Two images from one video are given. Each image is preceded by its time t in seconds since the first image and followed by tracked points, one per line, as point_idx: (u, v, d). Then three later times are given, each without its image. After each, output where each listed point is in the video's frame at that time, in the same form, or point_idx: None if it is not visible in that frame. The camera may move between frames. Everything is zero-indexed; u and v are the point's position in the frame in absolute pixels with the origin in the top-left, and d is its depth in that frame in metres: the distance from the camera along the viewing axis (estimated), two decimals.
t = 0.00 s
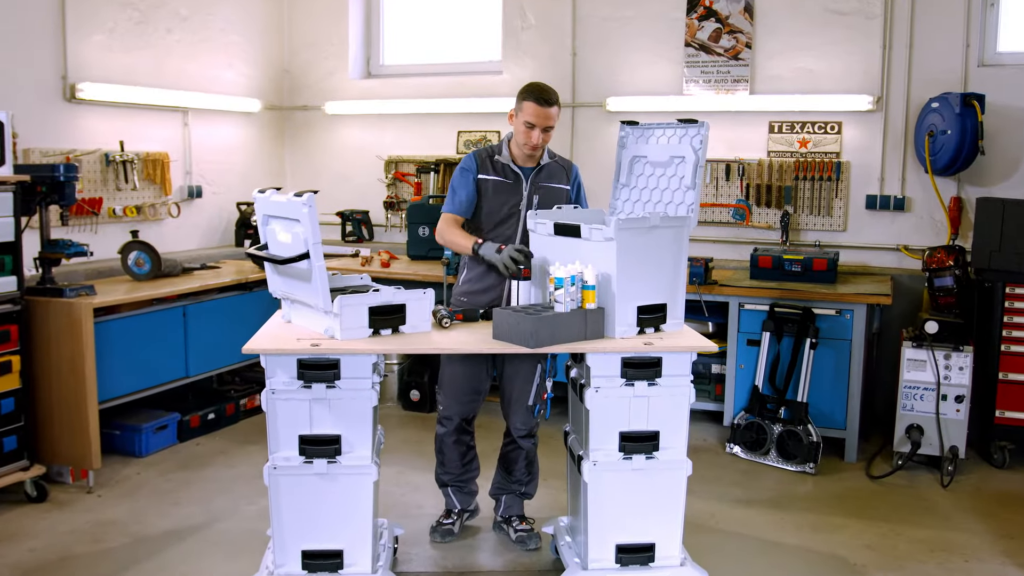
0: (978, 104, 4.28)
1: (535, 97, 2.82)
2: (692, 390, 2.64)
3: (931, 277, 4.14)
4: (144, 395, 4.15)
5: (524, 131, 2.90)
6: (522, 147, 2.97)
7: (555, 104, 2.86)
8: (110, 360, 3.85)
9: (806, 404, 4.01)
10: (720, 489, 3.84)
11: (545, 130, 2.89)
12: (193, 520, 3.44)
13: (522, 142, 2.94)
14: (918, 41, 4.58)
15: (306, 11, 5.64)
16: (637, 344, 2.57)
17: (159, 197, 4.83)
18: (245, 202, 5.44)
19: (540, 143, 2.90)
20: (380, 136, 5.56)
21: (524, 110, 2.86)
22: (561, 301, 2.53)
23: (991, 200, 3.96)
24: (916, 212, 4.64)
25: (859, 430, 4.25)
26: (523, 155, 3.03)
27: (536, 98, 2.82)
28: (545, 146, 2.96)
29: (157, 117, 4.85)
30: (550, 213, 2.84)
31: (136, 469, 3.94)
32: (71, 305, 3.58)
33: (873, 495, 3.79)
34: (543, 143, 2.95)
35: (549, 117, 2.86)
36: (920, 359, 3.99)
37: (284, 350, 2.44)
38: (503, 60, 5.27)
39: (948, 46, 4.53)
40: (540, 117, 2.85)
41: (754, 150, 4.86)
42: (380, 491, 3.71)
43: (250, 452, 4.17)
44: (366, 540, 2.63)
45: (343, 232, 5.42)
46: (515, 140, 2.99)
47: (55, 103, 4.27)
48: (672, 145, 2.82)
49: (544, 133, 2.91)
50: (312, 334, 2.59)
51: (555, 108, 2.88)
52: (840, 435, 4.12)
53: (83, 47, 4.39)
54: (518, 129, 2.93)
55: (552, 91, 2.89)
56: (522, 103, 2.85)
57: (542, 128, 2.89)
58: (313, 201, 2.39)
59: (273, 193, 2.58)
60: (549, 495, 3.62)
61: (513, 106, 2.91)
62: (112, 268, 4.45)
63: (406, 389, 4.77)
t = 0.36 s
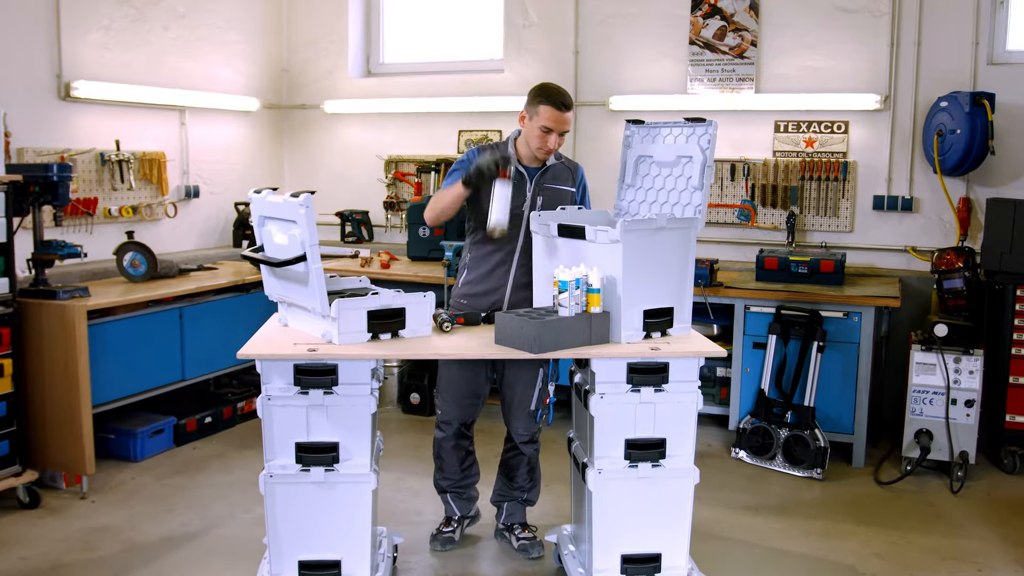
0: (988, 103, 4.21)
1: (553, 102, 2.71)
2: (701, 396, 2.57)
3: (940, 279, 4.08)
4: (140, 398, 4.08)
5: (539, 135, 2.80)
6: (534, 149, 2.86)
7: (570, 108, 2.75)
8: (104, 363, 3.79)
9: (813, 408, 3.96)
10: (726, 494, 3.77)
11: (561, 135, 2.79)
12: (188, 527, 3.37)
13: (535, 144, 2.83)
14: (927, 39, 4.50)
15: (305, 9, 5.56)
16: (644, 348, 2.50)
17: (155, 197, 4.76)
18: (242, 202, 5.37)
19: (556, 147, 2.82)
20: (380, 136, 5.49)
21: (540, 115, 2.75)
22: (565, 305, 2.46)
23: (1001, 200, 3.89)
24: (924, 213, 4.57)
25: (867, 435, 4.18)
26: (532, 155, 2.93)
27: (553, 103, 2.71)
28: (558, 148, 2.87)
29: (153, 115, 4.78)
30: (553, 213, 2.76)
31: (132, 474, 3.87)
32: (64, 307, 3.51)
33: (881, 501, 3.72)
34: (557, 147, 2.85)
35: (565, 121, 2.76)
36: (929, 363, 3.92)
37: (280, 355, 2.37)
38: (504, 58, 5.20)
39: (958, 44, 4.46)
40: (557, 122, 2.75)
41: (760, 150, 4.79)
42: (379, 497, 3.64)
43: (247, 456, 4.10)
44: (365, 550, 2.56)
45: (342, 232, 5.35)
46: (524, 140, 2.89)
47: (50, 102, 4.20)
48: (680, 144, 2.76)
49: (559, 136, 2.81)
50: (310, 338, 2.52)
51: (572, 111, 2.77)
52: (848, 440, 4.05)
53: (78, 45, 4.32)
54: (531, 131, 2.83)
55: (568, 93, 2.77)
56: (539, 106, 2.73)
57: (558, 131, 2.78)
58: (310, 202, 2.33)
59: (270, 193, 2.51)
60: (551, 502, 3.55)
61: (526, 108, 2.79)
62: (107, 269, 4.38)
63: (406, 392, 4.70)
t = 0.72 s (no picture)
0: (998, 102, 4.13)
1: (570, 103, 2.72)
2: (709, 403, 2.50)
3: (950, 281, 4.00)
4: (135, 402, 4.01)
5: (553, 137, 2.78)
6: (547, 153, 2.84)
7: (584, 110, 2.77)
8: (98, 367, 3.71)
9: (821, 413, 3.88)
10: (732, 501, 3.69)
11: (575, 138, 2.79)
12: (183, 535, 3.30)
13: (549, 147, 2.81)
14: (935, 36, 4.42)
15: (303, 6, 5.49)
16: (650, 353, 2.41)
17: (151, 197, 4.68)
18: (240, 202, 5.30)
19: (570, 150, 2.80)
20: (380, 135, 5.42)
21: (555, 117, 2.74)
22: (570, 309, 2.37)
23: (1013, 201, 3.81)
24: (933, 213, 4.50)
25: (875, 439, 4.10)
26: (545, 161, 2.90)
27: (569, 103, 2.72)
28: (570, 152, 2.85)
29: (149, 114, 4.70)
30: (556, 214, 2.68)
31: (126, 479, 3.80)
32: (56, 309, 3.44)
33: (891, 507, 3.64)
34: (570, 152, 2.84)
35: (579, 123, 2.76)
36: (939, 367, 3.85)
37: (275, 360, 2.29)
38: (506, 56, 5.12)
39: (967, 42, 4.38)
40: (572, 124, 2.75)
41: (765, 150, 4.71)
42: (378, 504, 3.57)
43: (244, 461, 4.02)
44: (362, 561, 2.48)
45: (341, 233, 5.28)
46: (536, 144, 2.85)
47: (44, 101, 4.13)
48: (687, 144, 2.69)
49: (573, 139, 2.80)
50: (306, 343, 2.44)
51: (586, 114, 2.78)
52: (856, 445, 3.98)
53: (72, 43, 4.24)
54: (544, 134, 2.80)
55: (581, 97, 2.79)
56: (556, 108, 2.73)
57: (572, 133, 2.78)
58: (306, 203, 2.25)
59: (265, 193, 2.44)
60: (554, 509, 3.47)
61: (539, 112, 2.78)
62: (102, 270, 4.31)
63: (406, 395, 4.62)
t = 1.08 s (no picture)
0: None
1: (522, 76, 2.57)
2: (740, 431, 2.24)
3: (985, 289, 3.73)
4: (115, 419, 3.76)
5: (523, 118, 2.58)
6: (522, 137, 2.63)
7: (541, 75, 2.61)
8: (72, 383, 3.45)
9: (848, 431, 3.61)
10: (754, 525, 3.44)
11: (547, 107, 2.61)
12: (161, 566, 3.04)
13: (524, 132, 2.61)
14: (966, 28, 4.16)
15: None
16: (675, 376, 2.15)
17: (135, 199, 4.43)
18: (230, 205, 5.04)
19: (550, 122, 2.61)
20: (377, 134, 5.16)
21: (520, 93, 2.56)
22: (586, 327, 2.11)
23: None
24: (963, 216, 4.23)
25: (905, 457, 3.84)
26: (523, 149, 2.68)
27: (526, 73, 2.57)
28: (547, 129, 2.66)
29: (132, 112, 4.44)
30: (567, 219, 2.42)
31: (104, 502, 3.55)
32: (25, 322, 3.18)
33: (925, 533, 3.39)
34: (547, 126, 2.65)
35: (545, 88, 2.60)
36: (974, 381, 3.59)
37: (254, 386, 2.03)
38: (509, 50, 4.86)
39: (1001, 34, 4.12)
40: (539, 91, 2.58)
41: (784, 148, 4.45)
42: (374, 530, 3.31)
43: (231, 482, 3.77)
44: None
45: (336, 237, 5.04)
46: (510, 135, 2.64)
47: (17, 97, 3.87)
48: (712, 142, 2.42)
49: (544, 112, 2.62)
50: (290, 365, 2.18)
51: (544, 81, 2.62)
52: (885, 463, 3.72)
53: (48, 36, 3.98)
54: (514, 122, 2.60)
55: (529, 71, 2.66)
56: (512, 86, 2.57)
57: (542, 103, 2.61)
58: (289, 208, 2.00)
59: (244, 198, 2.18)
60: (564, 537, 3.22)
61: (498, 100, 2.60)
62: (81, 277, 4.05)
63: (405, 409, 4.36)
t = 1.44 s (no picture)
0: None
1: (410, 68, 1.95)
2: (836, 523, 1.68)
3: None
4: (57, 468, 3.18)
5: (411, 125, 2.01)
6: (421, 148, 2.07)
7: (436, 72, 1.96)
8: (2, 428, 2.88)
9: (919, 481, 3.05)
10: None
11: (439, 114, 1.99)
12: None
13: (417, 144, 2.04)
14: None
15: None
16: (757, 455, 1.60)
17: (90, 207, 3.82)
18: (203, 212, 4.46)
19: (437, 134, 2.00)
20: (368, 133, 4.60)
21: (402, 94, 1.97)
22: (637, 391, 1.57)
23: None
24: None
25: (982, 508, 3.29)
26: (435, 158, 2.12)
27: (412, 68, 1.95)
28: (455, 136, 2.06)
29: (89, 106, 3.81)
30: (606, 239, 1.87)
31: (40, 571, 2.96)
32: None
33: None
34: (446, 134, 2.03)
35: (436, 90, 1.96)
36: None
37: (183, 476, 1.48)
38: (516, 38, 4.30)
39: None
40: (426, 95, 1.95)
41: (832, 148, 3.88)
42: None
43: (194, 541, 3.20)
44: None
45: (323, 248, 4.45)
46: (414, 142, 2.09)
47: None
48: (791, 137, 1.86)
49: (446, 116, 2.00)
50: (238, 439, 1.65)
51: (447, 73, 1.98)
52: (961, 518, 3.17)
53: None
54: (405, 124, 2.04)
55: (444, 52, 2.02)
56: (397, 81, 1.97)
57: (435, 109, 1.98)
58: (226, 230, 1.48)
59: (174, 213, 1.65)
60: None
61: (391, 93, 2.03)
62: (21, 299, 3.45)
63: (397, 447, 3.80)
